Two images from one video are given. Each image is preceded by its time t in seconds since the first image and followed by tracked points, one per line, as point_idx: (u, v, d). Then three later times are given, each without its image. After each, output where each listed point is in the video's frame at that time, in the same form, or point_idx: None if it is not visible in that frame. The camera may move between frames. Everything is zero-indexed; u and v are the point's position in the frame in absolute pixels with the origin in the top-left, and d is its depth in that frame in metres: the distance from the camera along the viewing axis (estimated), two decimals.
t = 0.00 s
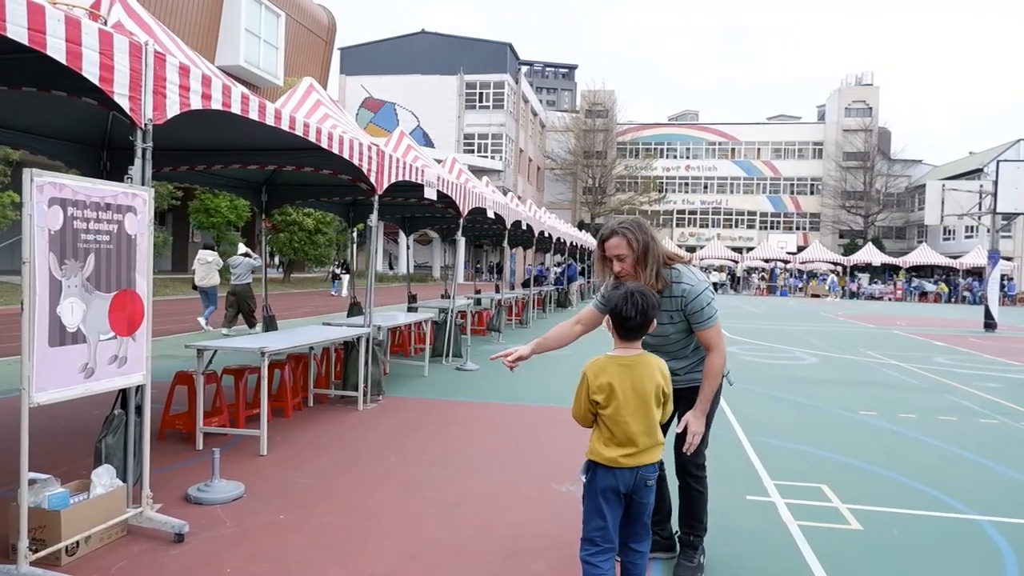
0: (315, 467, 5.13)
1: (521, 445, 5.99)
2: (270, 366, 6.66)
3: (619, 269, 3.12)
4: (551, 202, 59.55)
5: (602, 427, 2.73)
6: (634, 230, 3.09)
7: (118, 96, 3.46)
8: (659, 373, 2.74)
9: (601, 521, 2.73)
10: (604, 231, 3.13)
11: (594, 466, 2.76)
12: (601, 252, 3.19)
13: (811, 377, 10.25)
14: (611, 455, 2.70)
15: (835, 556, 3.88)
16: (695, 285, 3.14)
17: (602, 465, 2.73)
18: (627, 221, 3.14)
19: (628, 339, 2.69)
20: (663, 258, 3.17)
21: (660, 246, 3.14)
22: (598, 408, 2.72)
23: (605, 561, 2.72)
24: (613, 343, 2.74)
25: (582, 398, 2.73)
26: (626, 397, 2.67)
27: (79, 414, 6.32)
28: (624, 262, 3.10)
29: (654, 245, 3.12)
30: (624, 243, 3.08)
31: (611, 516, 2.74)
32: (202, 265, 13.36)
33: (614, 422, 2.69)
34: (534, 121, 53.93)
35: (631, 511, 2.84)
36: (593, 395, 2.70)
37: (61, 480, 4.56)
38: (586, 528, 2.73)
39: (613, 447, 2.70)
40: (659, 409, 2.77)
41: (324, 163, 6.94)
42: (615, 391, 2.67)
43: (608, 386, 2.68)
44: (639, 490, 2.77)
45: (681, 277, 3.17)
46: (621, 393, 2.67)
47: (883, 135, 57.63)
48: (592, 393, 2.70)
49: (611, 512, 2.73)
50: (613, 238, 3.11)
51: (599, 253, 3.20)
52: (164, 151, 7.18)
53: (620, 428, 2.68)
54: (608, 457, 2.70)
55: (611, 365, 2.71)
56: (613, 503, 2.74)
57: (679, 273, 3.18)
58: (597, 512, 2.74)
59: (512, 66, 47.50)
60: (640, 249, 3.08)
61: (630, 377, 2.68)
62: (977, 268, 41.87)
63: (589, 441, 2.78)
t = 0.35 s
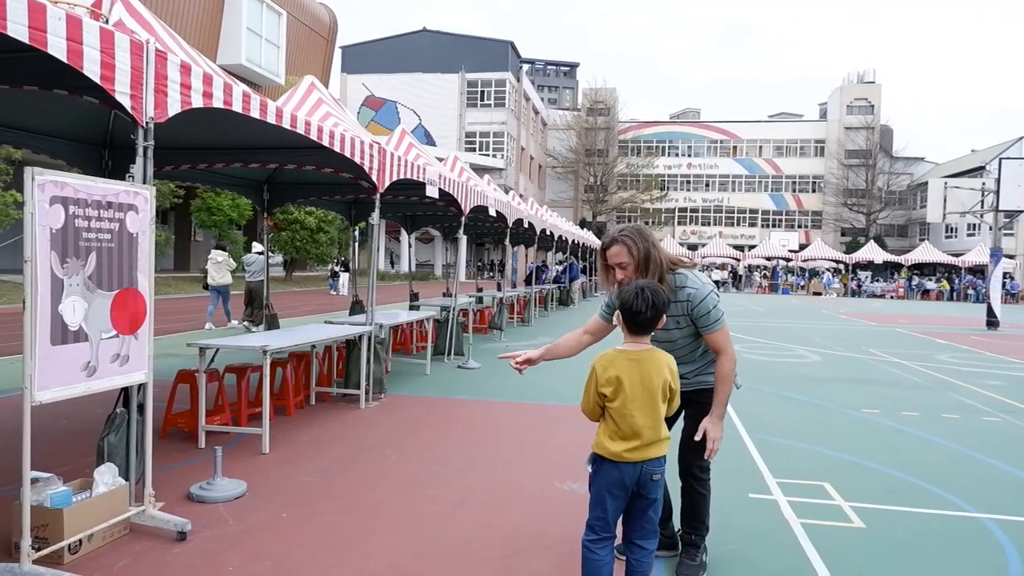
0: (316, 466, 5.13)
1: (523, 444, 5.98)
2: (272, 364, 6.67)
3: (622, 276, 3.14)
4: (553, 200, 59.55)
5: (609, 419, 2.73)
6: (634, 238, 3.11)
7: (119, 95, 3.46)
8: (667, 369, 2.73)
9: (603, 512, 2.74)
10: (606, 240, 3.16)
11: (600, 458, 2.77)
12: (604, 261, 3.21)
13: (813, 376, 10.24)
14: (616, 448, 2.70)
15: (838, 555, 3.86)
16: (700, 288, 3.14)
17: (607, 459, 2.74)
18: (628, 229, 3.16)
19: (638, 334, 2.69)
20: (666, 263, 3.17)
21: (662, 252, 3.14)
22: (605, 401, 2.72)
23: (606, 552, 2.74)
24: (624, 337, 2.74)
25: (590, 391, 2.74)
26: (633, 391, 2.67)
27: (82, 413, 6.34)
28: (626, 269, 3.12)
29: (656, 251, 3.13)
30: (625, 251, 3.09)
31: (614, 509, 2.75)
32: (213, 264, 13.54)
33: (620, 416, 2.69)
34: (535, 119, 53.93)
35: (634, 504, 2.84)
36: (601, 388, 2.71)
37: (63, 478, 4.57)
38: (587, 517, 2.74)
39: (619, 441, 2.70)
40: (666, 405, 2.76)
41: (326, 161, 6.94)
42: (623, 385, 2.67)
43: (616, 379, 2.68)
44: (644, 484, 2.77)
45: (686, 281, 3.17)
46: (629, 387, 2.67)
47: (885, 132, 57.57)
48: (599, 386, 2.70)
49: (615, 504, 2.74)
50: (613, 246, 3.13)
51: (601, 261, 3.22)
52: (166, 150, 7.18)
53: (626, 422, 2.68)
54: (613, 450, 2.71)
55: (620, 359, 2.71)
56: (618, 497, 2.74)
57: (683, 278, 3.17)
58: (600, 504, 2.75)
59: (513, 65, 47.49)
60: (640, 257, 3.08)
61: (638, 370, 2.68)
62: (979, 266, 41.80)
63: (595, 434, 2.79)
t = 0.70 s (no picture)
0: (319, 463, 5.12)
1: (526, 442, 5.97)
2: (275, 362, 6.66)
3: (627, 271, 3.13)
4: (555, 198, 59.49)
5: (607, 415, 2.73)
6: (639, 233, 3.10)
7: (122, 93, 3.45)
8: (665, 366, 2.71)
9: (603, 508, 2.74)
10: (611, 236, 3.14)
11: (600, 454, 2.77)
12: (609, 257, 3.19)
13: (817, 374, 10.21)
14: (614, 444, 2.70)
15: (843, 555, 3.84)
16: (707, 283, 3.13)
17: (607, 454, 2.74)
18: (633, 224, 3.15)
19: (635, 331, 2.68)
20: (672, 258, 3.16)
21: (667, 247, 3.13)
22: (604, 397, 2.72)
23: (606, 550, 2.72)
24: (621, 335, 2.74)
25: (590, 387, 2.74)
26: (630, 387, 2.66)
27: (86, 410, 6.34)
28: (631, 264, 3.11)
29: (662, 246, 3.11)
30: (630, 246, 3.08)
31: (614, 505, 2.74)
32: (229, 263, 13.76)
33: (618, 412, 2.69)
34: (538, 117, 53.85)
35: (636, 502, 2.83)
36: (599, 383, 2.70)
37: (67, 476, 4.58)
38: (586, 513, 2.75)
39: (618, 437, 2.70)
40: (665, 401, 2.74)
41: (329, 159, 6.93)
42: (620, 380, 2.67)
43: (614, 374, 2.67)
44: (645, 481, 2.76)
45: (691, 276, 3.17)
46: (626, 382, 2.66)
47: (888, 131, 57.42)
48: (597, 382, 2.70)
49: (615, 501, 2.73)
50: (619, 242, 3.12)
51: (607, 256, 3.21)
52: (169, 148, 7.18)
53: (623, 419, 2.67)
54: (611, 445, 2.71)
55: (618, 355, 2.70)
56: (618, 493, 2.74)
57: (690, 273, 3.17)
58: (600, 501, 2.75)
59: (516, 63, 47.42)
60: (646, 251, 3.07)
61: (635, 367, 2.67)
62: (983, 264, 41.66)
63: (595, 430, 2.79)
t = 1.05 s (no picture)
0: (321, 459, 5.11)
1: (528, 438, 5.97)
2: (277, 358, 6.66)
3: (630, 267, 3.09)
4: (558, 194, 59.43)
5: (624, 408, 2.70)
6: (642, 229, 3.06)
7: (123, 87, 3.44)
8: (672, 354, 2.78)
9: (618, 501, 2.73)
10: (614, 231, 3.10)
11: (616, 448, 2.74)
12: (612, 252, 3.15)
13: (820, 370, 10.19)
14: (634, 435, 2.69)
15: (847, 551, 3.83)
16: (709, 278, 3.11)
17: (625, 447, 2.71)
18: (635, 219, 3.11)
19: (644, 322, 2.69)
20: (674, 254, 3.13)
21: (669, 242, 3.11)
22: (621, 391, 2.68)
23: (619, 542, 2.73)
24: (629, 327, 2.72)
25: (604, 383, 2.68)
26: (649, 378, 2.67)
27: (88, 406, 6.36)
28: (634, 260, 3.07)
29: (664, 240, 3.08)
30: (633, 242, 3.04)
31: (630, 497, 2.74)
32: (240, 260, 14.04)
33: (638, 404, 2.68)
34: (541, 112, 53.73)
35: (646, 493, 2.84)
36: (617, 379, 2.66)
37: (69, 472, 4.58)
38: (603, 510, 2.72)
39: (637, 428, 2.69)
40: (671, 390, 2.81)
41: (331, 154, 6.91)
42: (640, 373, 2.65)
43: (633, 368, 2.65)
44: (660, 469, 2.78)
45: (694, 271, 3.14)
46: (646, 374, 2.66)
47: (892, 126, 57.23)
48: (616, 376, 2.65)
49: (632, 492, 2.74)
50: (620, 238, 3.08)
51: (609, 252, 3.17)
52: (170, 143, 7.16)
53: (644, 409, 2.68)
54: (632, 438, 2.69)
55: (631, 347, 2.69)
56: (635, 484, 2.73)
57: (692, 268, 3.15)
58: (617, 495, 2.73)
59: (519, 58, 47.28)
60: (649, 246, 3.04)
61: (651, 358, 2.69)
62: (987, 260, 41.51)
63: (609, 426, 2.74)
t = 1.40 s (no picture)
0: (321, 453, 5.11)
1: (529, 431, 5.97)
2: (278, 352, 6.66)
3: (611, 256, 3.14)
4: (558, 188, 59.31)
5: (604, 398, 2.82)
6: (623, 219, 3.10)
7: (122, 79, 3.42)
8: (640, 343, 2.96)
9: (603, 491, 2.86)
10: (596, 219, 3.16)
11: (597, 440, 2.84)
12: (596, 241, 3.21)
13: (820, 364, 10.18)
14: (615, 425, 2.82)
15: (846, 545, 3.83)
16: (687, 269, 3.08)
17: (606, 437, 2.83)
18: (620, 209, 3.16)
19: (619, 312, 2.80)
20: (657, 244, 3.14)
21: (652, 232, 3.12)
22: (600, 381, 2.79)
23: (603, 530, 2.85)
24: (604, 318, 2.82)
25: (586, 373, 2.75)
26: (626, 366, 2.82)
27: (89, 399, 6.36)
28: (615, 249, 3.12)
29: (645, 231, 3.11)
30: (612, 230, 3.10)
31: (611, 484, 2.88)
32: (250, 252, 14.01)
33: (618, 392, 2.81)
34: (541, 106, 53.55)
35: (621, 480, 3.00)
36: (598, 369, 2.76)
37: (70, 464, 4.58)
38: (589, 501, 2.84)
39: (617, 417, 2.83)
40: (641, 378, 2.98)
41: (331, 147, 6.89)
42: (619, 361, 2.79)
43: (613, 357, 2.78)
44: (635, 455, 2.96)
45: (674, 260, 3.12)
46: (624, 362, 2.80)
47: (893, 120, 57.08)
48: (598, 367, 2.76)
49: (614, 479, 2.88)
50: (602, 226, 3.14)
51: (594, 241, 3.24)
52: (170, 136, 7.14)
53: (622, 397, 2.82)
54: (612, 427, 2.82)
55: (609, 338, 2.81)
56: (616, 471, 2.87)
57: (673, 258, 3.13)
58: (601, 484, 2.86)
59: (519, 51, 47.07)
60: (628, 236, 3.08)
61: (627, 347, 2.84)
62: (988, 254, 41.47)
63: (588, 418, 2.84)
